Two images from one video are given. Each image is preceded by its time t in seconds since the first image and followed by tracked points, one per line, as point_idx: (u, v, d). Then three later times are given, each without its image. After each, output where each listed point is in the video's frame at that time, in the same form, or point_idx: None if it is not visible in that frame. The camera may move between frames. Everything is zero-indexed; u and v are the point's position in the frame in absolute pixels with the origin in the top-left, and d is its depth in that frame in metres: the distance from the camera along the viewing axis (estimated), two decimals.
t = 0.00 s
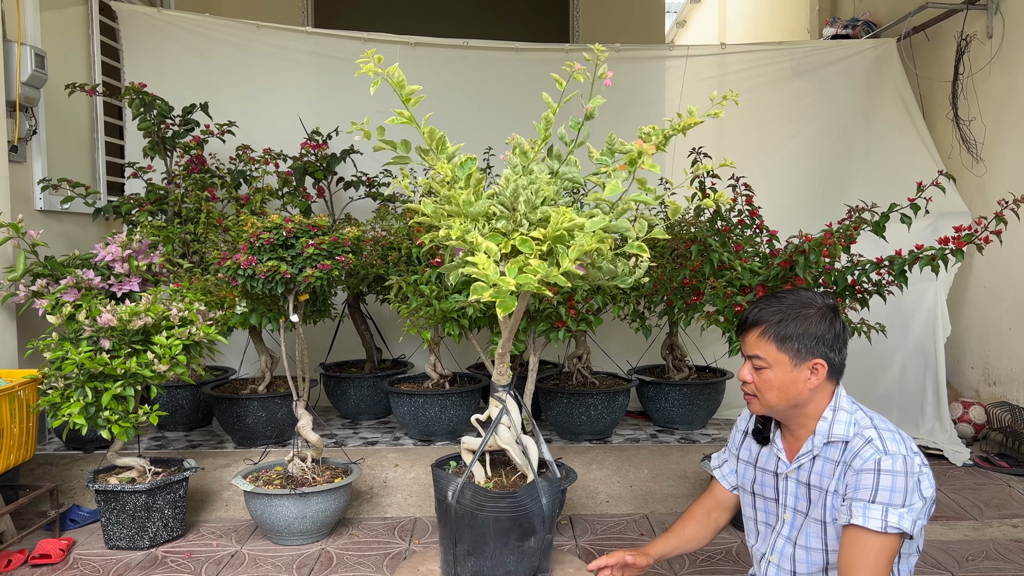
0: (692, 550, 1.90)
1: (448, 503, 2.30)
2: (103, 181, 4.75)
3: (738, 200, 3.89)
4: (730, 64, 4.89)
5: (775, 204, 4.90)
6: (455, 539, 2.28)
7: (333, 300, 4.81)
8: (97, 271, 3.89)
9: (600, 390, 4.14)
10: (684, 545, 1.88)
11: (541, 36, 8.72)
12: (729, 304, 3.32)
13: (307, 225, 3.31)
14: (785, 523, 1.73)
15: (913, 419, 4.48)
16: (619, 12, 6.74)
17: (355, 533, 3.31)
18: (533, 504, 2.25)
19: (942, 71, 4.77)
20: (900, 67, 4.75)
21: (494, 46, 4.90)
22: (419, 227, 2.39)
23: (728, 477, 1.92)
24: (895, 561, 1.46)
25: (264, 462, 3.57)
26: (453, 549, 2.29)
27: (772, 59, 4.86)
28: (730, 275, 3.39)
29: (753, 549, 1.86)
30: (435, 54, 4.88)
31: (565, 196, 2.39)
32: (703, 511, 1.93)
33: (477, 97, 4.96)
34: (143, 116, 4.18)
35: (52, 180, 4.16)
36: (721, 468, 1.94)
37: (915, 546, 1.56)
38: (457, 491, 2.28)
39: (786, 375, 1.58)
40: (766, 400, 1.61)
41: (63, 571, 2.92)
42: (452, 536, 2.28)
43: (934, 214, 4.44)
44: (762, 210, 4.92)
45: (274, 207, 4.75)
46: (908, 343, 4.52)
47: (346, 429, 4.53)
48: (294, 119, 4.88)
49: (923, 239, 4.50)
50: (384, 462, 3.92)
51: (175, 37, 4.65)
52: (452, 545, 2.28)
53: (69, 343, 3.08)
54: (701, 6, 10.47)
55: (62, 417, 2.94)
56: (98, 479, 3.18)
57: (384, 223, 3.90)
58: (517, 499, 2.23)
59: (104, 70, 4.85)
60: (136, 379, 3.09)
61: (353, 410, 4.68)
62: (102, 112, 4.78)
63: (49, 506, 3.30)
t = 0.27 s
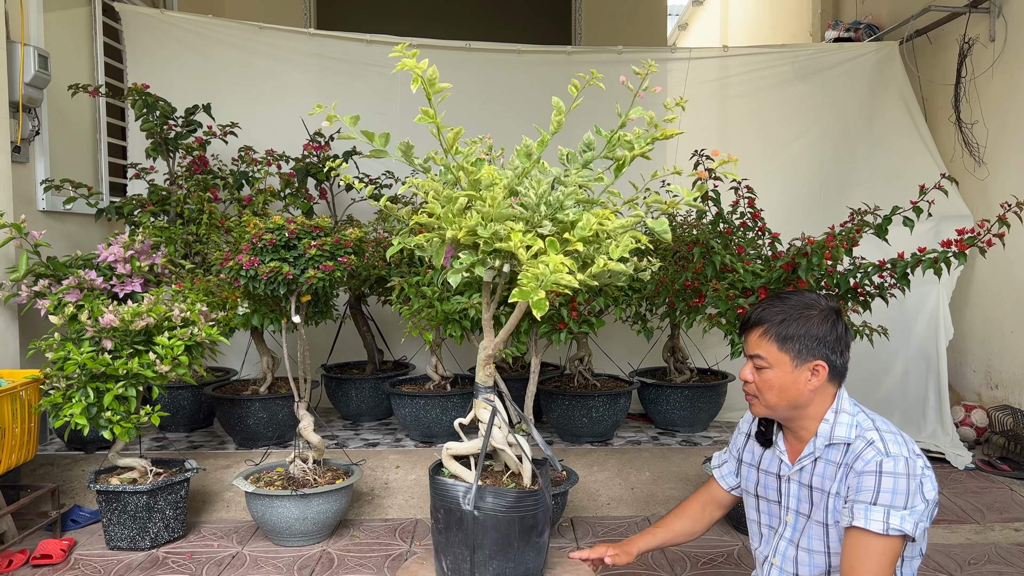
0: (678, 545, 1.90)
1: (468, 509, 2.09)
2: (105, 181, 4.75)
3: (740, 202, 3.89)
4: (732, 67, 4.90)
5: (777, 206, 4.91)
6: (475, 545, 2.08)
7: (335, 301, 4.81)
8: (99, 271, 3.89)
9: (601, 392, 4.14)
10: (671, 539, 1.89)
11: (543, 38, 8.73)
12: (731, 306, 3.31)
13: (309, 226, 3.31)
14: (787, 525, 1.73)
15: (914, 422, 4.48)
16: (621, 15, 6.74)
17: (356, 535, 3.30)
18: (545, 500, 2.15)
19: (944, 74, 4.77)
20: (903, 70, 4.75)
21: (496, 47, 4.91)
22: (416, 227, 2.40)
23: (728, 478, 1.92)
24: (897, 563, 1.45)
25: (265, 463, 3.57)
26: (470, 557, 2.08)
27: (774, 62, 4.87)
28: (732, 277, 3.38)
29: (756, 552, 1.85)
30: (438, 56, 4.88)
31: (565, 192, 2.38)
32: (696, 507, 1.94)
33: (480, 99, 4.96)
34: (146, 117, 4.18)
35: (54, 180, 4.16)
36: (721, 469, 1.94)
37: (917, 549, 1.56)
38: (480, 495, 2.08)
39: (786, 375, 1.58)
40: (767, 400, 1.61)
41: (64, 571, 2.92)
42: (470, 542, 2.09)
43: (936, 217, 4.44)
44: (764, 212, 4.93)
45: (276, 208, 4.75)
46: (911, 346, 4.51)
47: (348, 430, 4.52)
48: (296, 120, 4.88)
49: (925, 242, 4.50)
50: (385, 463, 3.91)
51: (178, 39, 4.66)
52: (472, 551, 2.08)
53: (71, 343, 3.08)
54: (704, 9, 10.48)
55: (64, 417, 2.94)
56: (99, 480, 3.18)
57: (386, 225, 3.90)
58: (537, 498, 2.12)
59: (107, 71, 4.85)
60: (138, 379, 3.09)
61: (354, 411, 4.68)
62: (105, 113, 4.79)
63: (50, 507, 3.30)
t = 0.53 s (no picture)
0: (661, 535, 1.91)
1: (482, 510, 1.77)
2: (108, 182, 4.76)
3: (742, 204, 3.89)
4: (735, 69, 4.90)
5: (779, 209, 4.91)
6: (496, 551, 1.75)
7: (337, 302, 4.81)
8: (101, 272, 3.90)
9: (602, 394, 4.13)
10: (652, 530, 1.89)
11: (545, 40, 8.74)
12: (733, 309, 3.30)
13: (311, 227, 3.31)
14: (789, 527, 1.73)
15: (917, 425, 4.47)
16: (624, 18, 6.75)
17: (358, 536, 3.30)
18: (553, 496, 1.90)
19: (947, 77, 4.76)
20: (906, 73, 4.75)
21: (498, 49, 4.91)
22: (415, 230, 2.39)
23: (728, 478, 1.92)
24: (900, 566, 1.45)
25: (267, 464, 3.57)
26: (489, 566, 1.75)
27: (778, 64, 4.87)
28: (735, 280, 3.37)
29: (757, 553, 1.85)
30: (440, 57, 4.89)
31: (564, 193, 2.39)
32: (686, 499, 1.95)
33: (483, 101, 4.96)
34: (149, 118, 4.19)
35: (57, 181, 4.17)
36: (721, 468, 1.94)
37: (920, 552, 1.55)
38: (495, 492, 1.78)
39: (794, 374, 1.57)
40: (772, 398, 1.60)
41: (66, 572, 2.92)
42: (486, 548, 1.75)
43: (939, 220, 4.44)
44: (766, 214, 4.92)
45: (278, 209, 4.75)
46: (913, 349, 4.51)
47: (349, 432, 4.52)
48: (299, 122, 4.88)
49: (928, 244, 4.50)
50: (387, 465, 3.91)
51: (182, 40, 4.67)
52: (494, 557, 1.75)
53: (73, 344, 3.08)
54: (706, 11, 10.49)
55: (66, 417, 2.94)
56: (101, 480, 3.18)
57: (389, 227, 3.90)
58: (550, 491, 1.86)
59: (110, 72, 4.86)
60: (140, 380, 3.09)
61: (356, 413, 4.68)
62: (108, 113, 4.80)
63: (52, 507, 3.30)
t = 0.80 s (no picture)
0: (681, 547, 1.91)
1: (512, 513, 1.87)
2: (112, 183, 4.76)
3: (745, 206, 3.88)
4: (738, 70, 4.90)
5: (782, 211, 4.91)
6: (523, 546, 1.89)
7: (340, 303, 4.82)
8: (105, 273, 3.92)
9: (605, 396, 4.13)
10: (676, 543, 1.90)
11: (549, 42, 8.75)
12: (736, 310, 3.29)
13: (314, 228, 3.31)
14: (790, 530, 1.72)
15: (920, 427, 4.46)
16: (627, 19, 6.75)
17: (360, 537, 3.30)
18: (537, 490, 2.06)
19: (951, 79, 4.75)
20: (909, 75, 4.74)
21: (501, 50, 4.91)
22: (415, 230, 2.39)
23: (730, 482, 1.92)
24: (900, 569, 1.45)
25: (269, 465, 3.57)
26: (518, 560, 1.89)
27: (782, 66, 4.87)
28: (738, 282, 3.36)
29: (758, 557, 1.85)
30: (444, 59, 4.90)
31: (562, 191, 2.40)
32: (697, 507, 1.93)
33: (486, 102, 4.96)
34: (152, 119, 4.20)
35: (61, 181, 4.17)
36: (722, 472, 1.94)
37: (921, 554, 1.55)
38: (521, 495, 1.88)
39: (800, 378, 1.57)
40: (777, 401, 1.59)
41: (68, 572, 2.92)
42: (516, 546, 1.87)
43: (943, 222, 4.43)
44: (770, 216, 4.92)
45: (282, 210, 4.76)
46: (916, 351, 4.50)
47: (352, 433, 4.52)
48: (303, 123, 4.89)
49: (932, 247, 4.48)
50: (389, 466, 3.91)
51: (186, 41, 4.68)
52: (521, 557, 1.88)
53: (77, 344, 3.08)
54: (709, 13, 10.50)
55: (69, 418, 2.94)
56: (104, 481, 3.18)
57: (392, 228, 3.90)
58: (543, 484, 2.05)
59: (114, 73, 4.87)
60: (143, 381, 3.09)
61: (358, 413, 4.68)
62: (112, 114, 4.80)
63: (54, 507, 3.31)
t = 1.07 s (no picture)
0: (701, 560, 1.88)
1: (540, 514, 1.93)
2: (116, 183, 4.77)
3: (750, 207, 3.88)
4: (741, 72, 4.90)
5: (786, 212, 4.90)
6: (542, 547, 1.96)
7: (344, 304, 4.82)
8: (109, 273, 3.93)
9: (608, 397, 4.13)
10: (695, 555, 1.86)
11: (553, 42, 8.76)
12: (740, 311, 3.29)
13: (318, 229, 3.32)
14: (791, 533, 1.72)
15: (923, 429, 4.45)
16: (631, 20, 6.75)
17: (363, 538, 3.30)
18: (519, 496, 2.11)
19: (956, 80, 4.75)
20: (913, 76, 4.74)
21: (506, 51, 4.91)
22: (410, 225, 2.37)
23: (734, 488, 1.92)
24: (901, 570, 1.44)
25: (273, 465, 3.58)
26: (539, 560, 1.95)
27: (785, 67, 4.87)
28: (742, 283, 3.36)
29: (761, 560, 1.84)
30: (448, 59, 4.90)
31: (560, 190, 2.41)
32: (707, 517, 1.92)
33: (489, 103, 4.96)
34: (157, 120, 4.21)
35: (66, 182, 4.18)
36: (728, 479, 1.93)
37: (922, 554, 1.55)
38: (541, 490, 1.97)
39: (796, 382, 1.56)
40: (774, 406, 1.59)
41: (72, 572, 2.92)
42: (542, 546, 1.93)
43: (947, 223, 4.42)
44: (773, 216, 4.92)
45: (286, 211, 4.77)
46: (920, 353, 4.49)
47: (355, 433, 4.53)
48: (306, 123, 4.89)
49: (936, 248, 4.48)
50: (393, 467, 3.91)
51: (190, 42, 4.69)
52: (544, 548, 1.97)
53: (81, 344, 3.09)
54: (713, 14, 10.50)
55: (73, 417, 2.95)
56: (108, 480, 3.19)
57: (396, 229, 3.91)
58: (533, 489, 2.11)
59: (118, 73, 4.88)
60: (147, 381, 3.10)
61: (362, 414, 4.68)
62: (117, 115, 4.81)
63: (59, 507, 3.31)
